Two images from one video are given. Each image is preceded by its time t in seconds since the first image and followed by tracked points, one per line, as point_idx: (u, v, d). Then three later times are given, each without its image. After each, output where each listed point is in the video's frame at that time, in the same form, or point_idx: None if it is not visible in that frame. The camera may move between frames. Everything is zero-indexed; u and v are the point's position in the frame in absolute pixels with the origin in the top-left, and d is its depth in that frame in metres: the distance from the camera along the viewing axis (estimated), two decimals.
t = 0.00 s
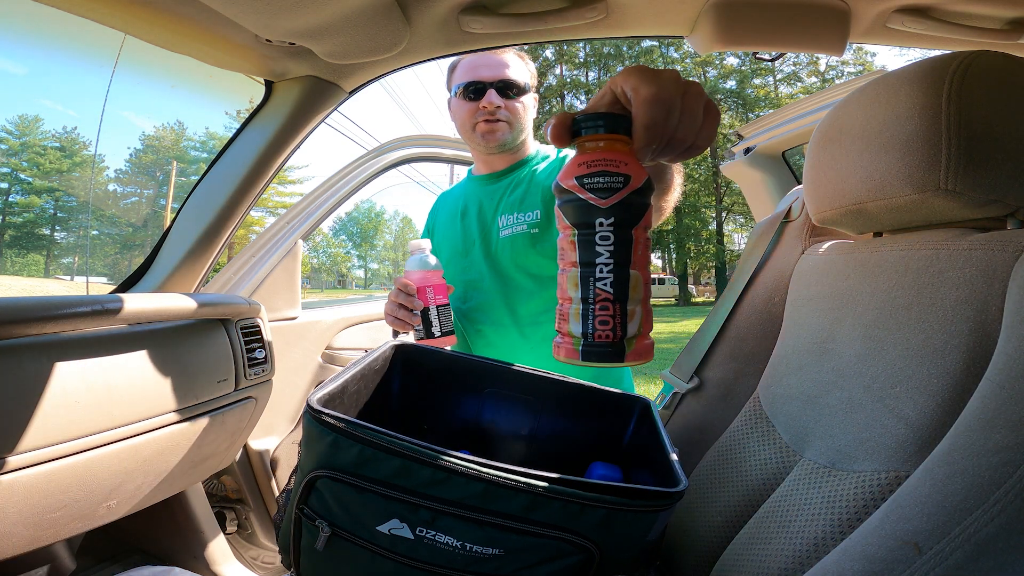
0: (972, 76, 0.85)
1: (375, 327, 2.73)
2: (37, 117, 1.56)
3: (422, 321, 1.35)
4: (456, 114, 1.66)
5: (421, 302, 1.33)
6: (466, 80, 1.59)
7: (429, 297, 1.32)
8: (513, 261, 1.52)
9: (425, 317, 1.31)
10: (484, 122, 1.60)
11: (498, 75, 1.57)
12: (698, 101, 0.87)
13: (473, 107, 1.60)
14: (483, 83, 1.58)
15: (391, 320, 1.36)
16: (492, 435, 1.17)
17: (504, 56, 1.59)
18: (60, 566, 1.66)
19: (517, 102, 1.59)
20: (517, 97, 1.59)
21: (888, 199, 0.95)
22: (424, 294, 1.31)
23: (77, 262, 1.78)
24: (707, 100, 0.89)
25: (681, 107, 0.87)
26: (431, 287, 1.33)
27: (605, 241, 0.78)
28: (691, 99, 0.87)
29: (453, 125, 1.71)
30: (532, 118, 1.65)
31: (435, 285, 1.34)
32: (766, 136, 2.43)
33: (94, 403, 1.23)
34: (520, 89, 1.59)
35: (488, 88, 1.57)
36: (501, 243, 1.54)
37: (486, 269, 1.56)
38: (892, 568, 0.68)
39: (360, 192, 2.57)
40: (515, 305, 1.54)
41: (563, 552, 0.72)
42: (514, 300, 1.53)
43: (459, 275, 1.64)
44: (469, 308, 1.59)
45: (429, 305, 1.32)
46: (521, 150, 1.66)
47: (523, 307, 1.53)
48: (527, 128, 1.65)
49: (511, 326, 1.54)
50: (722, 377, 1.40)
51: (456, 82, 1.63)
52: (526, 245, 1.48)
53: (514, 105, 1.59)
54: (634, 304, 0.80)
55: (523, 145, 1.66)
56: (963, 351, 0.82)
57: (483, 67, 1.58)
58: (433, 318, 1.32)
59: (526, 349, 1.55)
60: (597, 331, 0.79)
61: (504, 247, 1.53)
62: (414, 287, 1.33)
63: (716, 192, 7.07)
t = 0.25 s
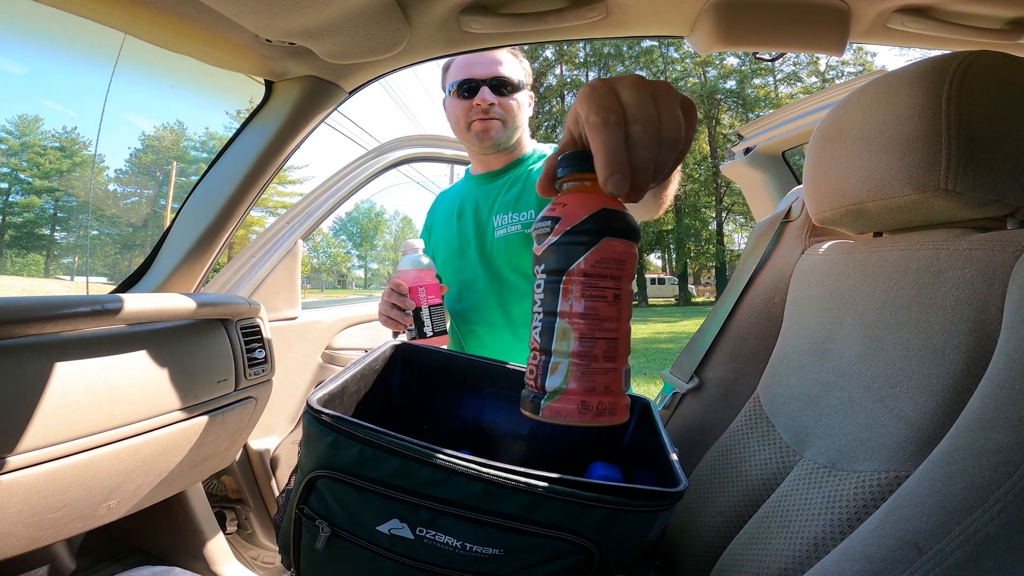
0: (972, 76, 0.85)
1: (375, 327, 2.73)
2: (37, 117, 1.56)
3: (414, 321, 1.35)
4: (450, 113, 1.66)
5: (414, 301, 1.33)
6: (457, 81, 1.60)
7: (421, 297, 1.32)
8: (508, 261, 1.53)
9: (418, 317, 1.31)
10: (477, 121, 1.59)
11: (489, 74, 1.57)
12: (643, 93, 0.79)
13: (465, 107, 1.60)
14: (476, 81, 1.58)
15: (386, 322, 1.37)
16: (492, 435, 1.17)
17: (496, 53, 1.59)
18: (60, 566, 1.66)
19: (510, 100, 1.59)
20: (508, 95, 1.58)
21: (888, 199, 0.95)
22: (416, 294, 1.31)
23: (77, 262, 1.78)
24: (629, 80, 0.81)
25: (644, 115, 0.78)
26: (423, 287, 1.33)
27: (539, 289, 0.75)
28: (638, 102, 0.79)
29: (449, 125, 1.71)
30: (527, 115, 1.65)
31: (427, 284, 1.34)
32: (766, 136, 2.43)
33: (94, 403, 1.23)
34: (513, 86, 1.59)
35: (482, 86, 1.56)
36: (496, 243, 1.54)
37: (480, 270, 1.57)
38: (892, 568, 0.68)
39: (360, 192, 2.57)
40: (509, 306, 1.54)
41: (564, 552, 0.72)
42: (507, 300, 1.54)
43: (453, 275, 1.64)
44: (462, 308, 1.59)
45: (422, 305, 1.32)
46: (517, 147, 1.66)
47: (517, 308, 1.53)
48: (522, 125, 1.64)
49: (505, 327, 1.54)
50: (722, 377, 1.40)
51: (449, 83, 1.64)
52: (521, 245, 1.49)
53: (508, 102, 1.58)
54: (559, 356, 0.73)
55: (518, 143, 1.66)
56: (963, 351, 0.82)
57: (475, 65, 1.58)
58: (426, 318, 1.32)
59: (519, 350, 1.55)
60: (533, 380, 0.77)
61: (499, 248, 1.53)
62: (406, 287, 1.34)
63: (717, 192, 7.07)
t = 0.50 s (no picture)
0: (972, 76, 0.85)
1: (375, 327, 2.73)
2: (37, 117, 1.56)
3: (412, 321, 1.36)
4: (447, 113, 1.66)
5: (410, 301, 1.33)
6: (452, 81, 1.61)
7: (417, 297, 1.32)
8: (504, 261, 1.52)
9: (414, 317, 1.31)
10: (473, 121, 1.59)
11: (483, 72, 1.57)
12: (600, 99, 0.70)
13: (461, 106, 1.60)
14: (469, 80, 1.58)
15: (385, 322, 1.38)
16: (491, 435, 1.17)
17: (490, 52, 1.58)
18: (60, 566, 1.66)
19: (505, 98, 1.58)
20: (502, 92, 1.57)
21: (887, 199, 0.95)
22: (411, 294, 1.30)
23: (77, 262, 1.78)
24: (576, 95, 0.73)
25: (609, 118, 0.68)
26: (420, 287, 1.32)
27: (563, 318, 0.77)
28: (595, 112, 0.69)
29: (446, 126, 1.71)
30: (523, 113, 1.64)
31: (423, 283, 1.34)
32: (766, 136, 2.43)
33: (94, 403, 1.23)
34: (508, 84, 1.58)
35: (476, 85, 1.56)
36: (493, 243, 1.54)
37: (477, 270, 1.57)
38: (892, 568, 0.68)
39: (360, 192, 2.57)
40: (505, 307, 1.53)
41: (564, 552, 0.72)
42: (504, 300, 1.53)
43: (451, 274, 1.64)
44: (460, 307, 1.59)
45: (418, 304, 1.32)
46: (514, 146, 1.65)
47: (513, 309, 1.53)
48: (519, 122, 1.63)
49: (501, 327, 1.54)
50: (722, 377, 1.40)
51: (445, 83, 1.64)
52: (517, 244, 1.48)
53: (503, 101, 1.58)
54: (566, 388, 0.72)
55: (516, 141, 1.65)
56: (963, 350, 0.82)
57: (469, 65, 1.58)
58: (421, 318, 1.31)
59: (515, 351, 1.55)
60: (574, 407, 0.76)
61: (495, 247, 1.53)
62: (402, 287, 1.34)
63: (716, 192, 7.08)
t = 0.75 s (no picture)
0: (972, 76, 0.85)
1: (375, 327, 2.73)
2: (37, 118, 1.56)
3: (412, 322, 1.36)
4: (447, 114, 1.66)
5: (410, 302, 1.33)
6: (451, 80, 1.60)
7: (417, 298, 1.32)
8: (506, 261, 1.52)
9: (414, 318, 1.31)
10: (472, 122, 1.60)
11: (483, 72, 1.57)
12: (571, 95, 0.75)
13: (461, 106, 1.60)
14: (468, 81, 1.57)
15: (385, 322, 1.38)
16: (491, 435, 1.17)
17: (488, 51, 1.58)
18: (60, 566, 1.66)
19: (504, 98, 1.58)
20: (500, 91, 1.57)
21: (887, 199, 0.95)
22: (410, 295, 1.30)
23: (77, 262, 1.78)
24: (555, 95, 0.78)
25: (575, 106, 0.72)
26: (420, 288, 1.33)
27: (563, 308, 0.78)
28: (565, 104, 0.73)
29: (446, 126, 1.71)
30: (523, 112, 1.64)
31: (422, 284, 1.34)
32: (766, 136, 2.43)
33: (94, 403, 1.23)
34: (506, 83, 1.58)
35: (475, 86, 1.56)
36: (494, 243, 1.54)
37: (478, 270, 1.57)
38: (892, 568, 0.68)
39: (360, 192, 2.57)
40: (506, 307, 1.53)
41: (564, 552, 0.72)
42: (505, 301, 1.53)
43: (452, 275, 1.64)
44: (460, 307, 1.59)
45: (418, 306, 1.32)
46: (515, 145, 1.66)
47: (513, 309, 1.53)
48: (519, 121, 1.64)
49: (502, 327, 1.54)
50: (722, 377, 1.40)
51: (445, 83, 1.64)
52: (518, 244, 1.48)
53: (504, 101, 1.58)
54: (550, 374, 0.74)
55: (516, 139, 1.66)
56: (964, 350, 0.82)
57: (468, 65, 1.58)
58: (421, 319, 1.31)
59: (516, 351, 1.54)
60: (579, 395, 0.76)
61: (497, 247, 1.53)
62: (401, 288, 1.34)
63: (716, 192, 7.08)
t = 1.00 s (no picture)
0: (972, 76, 0.85)
1: (375, 327, 2.73)
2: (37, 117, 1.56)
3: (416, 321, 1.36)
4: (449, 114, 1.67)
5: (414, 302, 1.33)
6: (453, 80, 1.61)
7: (421, 297, 1.32)
8: (509, 261, 1.53)
9: (418, 317, 1.31)
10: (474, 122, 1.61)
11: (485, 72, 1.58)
12: (565, 95, 0.75)
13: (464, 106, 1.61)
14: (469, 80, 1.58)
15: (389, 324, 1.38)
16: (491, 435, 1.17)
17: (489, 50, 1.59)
18: (60, 566, 1.66)
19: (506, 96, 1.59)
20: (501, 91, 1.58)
21: (887, 199, 0.95)
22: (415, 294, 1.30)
23: (77, 262, 1.78)
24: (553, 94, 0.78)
25: (566, 107, 0.72)
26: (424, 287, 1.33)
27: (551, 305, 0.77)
28: (556, 105, 0.73)
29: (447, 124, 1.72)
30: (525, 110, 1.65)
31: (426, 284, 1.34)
32: (766, 136, 2.43)
33: (94, 403, 1.23)
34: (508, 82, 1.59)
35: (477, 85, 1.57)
36: (498, 243, 1.54)
37: (481, 270, 1.57)
38: (892, 568, 0.68)
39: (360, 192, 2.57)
40: (509, 306, 1.54)
41: (563, 552, 0.72)
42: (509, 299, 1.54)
43: (456, 275, 1.64)
44: (462, 307, 1.59)
45: (422, 305, 1.32)
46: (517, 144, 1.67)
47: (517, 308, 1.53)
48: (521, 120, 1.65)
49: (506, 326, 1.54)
50: (722, 377, 1.40)
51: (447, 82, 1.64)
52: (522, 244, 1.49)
53: (505, 101, 1.60)
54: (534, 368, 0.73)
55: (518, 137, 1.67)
56: (963, 350, 0.82)
57: (469, 65, 1.58)
58: (425, 318, 1.31)
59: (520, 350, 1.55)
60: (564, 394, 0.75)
61: (501, 246, 1.53)
62: (405, 287, 1.34)
63: (716, 192, 7.08)
